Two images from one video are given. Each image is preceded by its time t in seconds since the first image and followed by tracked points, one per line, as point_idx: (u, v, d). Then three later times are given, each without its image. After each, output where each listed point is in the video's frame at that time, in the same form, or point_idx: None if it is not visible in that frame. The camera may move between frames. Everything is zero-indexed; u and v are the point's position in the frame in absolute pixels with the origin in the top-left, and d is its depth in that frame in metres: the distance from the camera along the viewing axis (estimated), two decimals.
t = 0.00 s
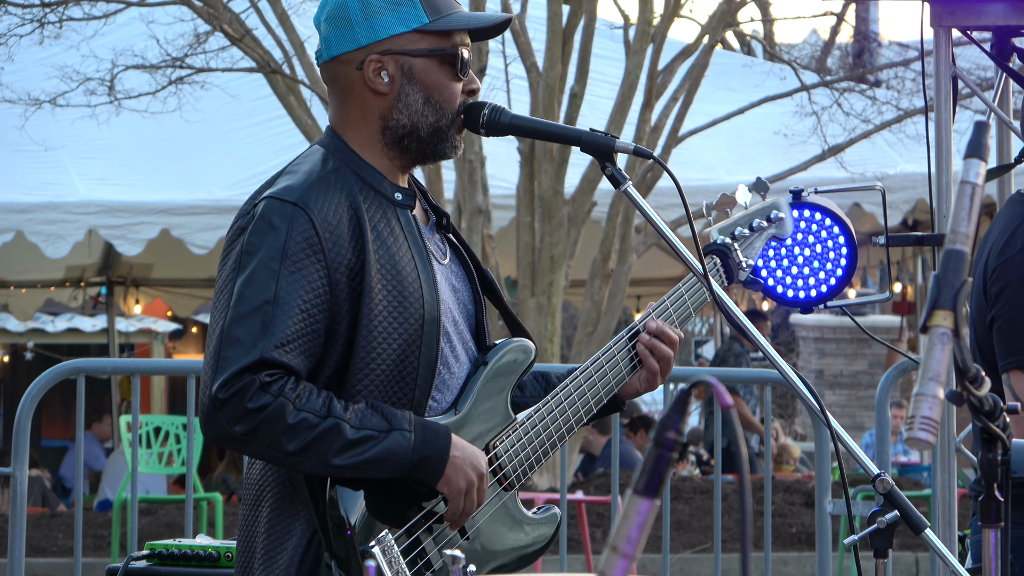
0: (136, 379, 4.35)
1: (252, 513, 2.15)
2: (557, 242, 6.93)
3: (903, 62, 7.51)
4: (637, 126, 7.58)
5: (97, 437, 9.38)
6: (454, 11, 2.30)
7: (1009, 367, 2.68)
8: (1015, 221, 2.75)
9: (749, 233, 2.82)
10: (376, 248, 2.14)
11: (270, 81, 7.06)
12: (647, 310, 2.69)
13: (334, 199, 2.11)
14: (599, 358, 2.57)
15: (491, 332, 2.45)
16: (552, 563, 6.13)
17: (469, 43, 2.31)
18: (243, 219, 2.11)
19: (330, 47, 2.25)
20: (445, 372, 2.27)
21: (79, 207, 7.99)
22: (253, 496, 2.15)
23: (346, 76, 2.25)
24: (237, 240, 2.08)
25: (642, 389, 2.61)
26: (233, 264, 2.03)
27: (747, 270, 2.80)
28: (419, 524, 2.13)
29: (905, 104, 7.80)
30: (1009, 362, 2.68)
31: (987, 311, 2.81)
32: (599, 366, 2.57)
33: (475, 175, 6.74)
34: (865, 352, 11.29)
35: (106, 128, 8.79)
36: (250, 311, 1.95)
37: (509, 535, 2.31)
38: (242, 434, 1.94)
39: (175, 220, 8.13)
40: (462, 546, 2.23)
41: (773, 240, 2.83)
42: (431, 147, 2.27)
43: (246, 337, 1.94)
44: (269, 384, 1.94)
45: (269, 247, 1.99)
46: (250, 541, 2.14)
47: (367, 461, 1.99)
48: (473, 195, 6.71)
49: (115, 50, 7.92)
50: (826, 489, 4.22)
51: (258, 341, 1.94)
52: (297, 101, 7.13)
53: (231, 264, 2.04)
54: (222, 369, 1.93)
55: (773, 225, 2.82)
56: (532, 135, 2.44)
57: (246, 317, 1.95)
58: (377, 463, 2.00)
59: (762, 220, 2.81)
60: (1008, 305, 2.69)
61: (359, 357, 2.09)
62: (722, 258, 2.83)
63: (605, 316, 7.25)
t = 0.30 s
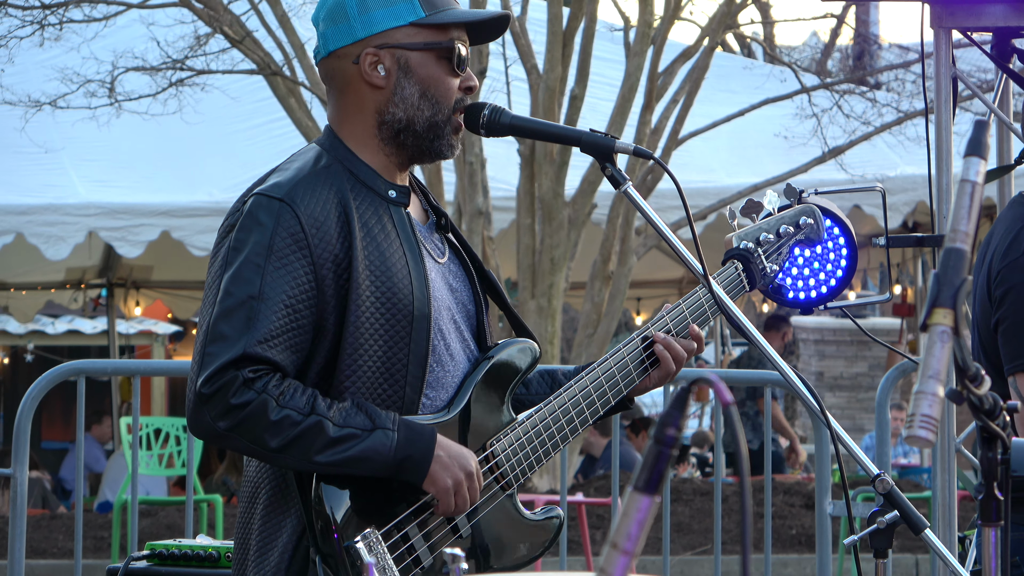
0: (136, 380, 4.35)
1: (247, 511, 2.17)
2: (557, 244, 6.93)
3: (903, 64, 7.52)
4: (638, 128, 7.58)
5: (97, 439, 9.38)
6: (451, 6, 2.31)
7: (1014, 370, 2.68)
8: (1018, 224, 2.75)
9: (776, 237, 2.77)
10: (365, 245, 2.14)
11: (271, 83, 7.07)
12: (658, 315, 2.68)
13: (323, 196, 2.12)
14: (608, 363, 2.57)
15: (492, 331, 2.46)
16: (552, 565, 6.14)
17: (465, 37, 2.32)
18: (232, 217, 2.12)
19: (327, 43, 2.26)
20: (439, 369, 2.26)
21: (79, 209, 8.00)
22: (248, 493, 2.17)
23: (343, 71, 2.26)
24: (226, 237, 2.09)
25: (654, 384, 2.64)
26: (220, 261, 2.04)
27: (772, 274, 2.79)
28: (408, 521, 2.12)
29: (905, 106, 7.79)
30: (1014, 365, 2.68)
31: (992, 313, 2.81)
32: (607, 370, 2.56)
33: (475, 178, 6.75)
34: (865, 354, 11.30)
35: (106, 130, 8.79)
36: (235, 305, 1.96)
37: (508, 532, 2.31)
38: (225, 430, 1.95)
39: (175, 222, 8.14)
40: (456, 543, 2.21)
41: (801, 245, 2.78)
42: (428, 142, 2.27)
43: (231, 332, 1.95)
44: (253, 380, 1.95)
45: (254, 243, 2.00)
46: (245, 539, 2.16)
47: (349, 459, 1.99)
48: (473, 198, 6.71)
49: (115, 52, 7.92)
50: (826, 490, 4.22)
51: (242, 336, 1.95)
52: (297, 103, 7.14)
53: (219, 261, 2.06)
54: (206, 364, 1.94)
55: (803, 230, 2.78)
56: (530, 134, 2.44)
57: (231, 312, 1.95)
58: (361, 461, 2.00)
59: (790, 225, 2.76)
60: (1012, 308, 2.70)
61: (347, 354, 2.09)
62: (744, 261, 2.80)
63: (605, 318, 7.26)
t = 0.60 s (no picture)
0: (135, 383, 4.35)
1: (244, 508, 2.16)
2: (555, 246, 6.94)
3: (901, 65, 7.53)
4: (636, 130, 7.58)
5: (96, 442, 9.38)
6: (455, 6, 2.32)
7: (1017, 372, 2.69)
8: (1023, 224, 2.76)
9: (766, 247, 2.80)
10: (366, 239, 2.15)
11: (269, 85, 7.07)
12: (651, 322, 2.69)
13: (325, 190, 2.13)
14: (604, 365, 2.58)
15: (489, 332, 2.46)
16: (551, 568, 6.13)
17: (467, 37, 2.32)
18: (234, 211, 2.12)
19: (330, 40, 2.27)
20: (439, 368, 2.27)
21: (78, 212, 7.99)
22: (245, 492, 2.16)
23: (346, 68, 2.26)
24: (228, 231, 2.09)
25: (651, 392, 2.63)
26: (224, 253, 2.04)
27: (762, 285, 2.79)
28: (409, 517, 2.13)
29: (903, 107, 7.81)
30: (1018, 367, 2.69)
31: (996, 315, 2.82)
32: (602, 373, 2.57)
33: (473, 180, 6.75)
34: (864, 355, 11.33)
35: (105, 133, 8.79)
36: (240, 295, 1.96)
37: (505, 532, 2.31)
38: (231, 420, 1.95)
39: (174, 224, 8.13)
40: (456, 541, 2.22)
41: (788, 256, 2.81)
42: (428, 140, 2.28)
43: (236, 321, 1.95)
44: (260, 371, 1.95)
45: (258, 234, 2.00)
46: (241, 537, 2.16)
47: (354, 455, 1.99)
48: (472, 199, 6.71)
49: (113, 55, 7.92)
50: (826, 490, 4.23)
51: (247, 325, 1.95)
52: (296, 105, 7.14)
53: (222, 254, 2.06)
54: (212, 353, 1.94)
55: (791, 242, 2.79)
56: (529, 134, 2.45)
57: (236, 302, 1.95)
58: (366, 457, 2.00)
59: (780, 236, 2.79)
60: (1016, 310, 2.70)
61: (349, 350, 2.09)
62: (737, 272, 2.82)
63: (604, 320, 7.26)
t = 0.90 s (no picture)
0: (135, 384, 4.35)
1: (250, 511, 2.13)
2: (555, 248, 6.94)
3: (900, 68, 7.54)
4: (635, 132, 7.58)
5: (95, 443, 9.38)
6: (447, 8, 2.33)
7: (1017, 375, 2.69)
8: None
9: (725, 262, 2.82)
10: (378, 237, 2.15)
11: (269, 87, 7.07)
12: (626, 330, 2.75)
13: (336, 188, 2.12)
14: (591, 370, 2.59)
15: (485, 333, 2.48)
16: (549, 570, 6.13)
17: (460, 39, 2.32)
18: (244, 209, 2.11)
19: (324, 44, 2.26)
20: (445, 368, 2.27)
21: (77, 212, 7.98)
22: (251, 495, 2.13)
23: (340, 72, 2.26)
24: (240, 228, 2.08)
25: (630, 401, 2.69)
26: (238, 249, 2.03)
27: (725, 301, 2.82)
28: (424, 516, 2.13)
29: (903, 110, 7.82)
30: (1018, 369, 2.69)
31: (998, 317, 2.82)
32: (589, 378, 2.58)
33: (473, 182, 6.74)
34: (863, 358, 11.34)
35: (104, 134, 8.79)
36: (261, 289, 1.95)
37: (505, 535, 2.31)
38: (256, 414, 1.93)
39: (173, 225, 8.13)
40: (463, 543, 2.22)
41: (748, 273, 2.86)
42: (425, 142, 2.28)
43: (258, 315, 1.94)
44: (286, 364, 1.94)
45: (276, 229, 2.00)
46: (247, 540, 2.12)
47: (380, 453, 1.98)
48: (472, 201, 6.71)
49: (113, 56, 7.92)
50: (824, 493, 4.23)
51: (271, 318, 1.94)
52: (295, 107, 7.13)
53: (235, 250, 2.04)
54: (236, 346, 1.93)
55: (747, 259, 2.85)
56: (529, 137, 2.47)
57: (257, 296, 1.95)
58: (391, 455, 1.99)
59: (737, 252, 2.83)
60: (1018, 312, 2.71)
61: (362, 348, 2.09)
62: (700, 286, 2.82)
63: (603, 322, 7.26)
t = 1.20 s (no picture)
0: (133, 387, 4.34)
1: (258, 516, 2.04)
2: (554, 252, 6.94)
3: (899, 73, 7.55)
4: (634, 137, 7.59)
5: (94, 447, 9.37)
6: (447, 13, 2.32)
7: (1015, 374, 2.69)
8: None
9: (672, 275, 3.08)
10: (396, 241, 2.14)
11: (268, 90, 7.08)
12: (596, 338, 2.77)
13: (356, 191, 2.11)
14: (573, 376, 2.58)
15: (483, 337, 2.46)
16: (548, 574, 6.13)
17: (462, 44, 2.31)
18: (263, 210, 2.07)
19: (325, 52, 2.25)
20: (453, 374, 2.27)
21: (76, 215, 7.98)
22: (259, 499, 2.05)
23: (342, 81, 2.25)
24: (262, 228, 2.04)
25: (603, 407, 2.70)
26: (262, 251, 1.99)
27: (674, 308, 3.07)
28: (446, 522, 2.05)
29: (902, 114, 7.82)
30: (1016, 369, 2.69)
31: (1000, 317, 2.82)
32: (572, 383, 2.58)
33: (472, 186, 6.74)
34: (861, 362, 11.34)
35: (103, 137, 8.78)
36: (291, 291, 1.91)
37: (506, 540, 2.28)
38: (290, 415, 1.89)
39: (172, 228, 8.14)
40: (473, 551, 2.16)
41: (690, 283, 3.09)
42: (429, 149, 2.29)
43: (289, 317, 1.90)
44: (318, 366, 1.91)
45: (303, 230, 1.97)
46: (258, 546, 2.04)
47: (412, 457, 1.95)
48: (470, 205, 6.71)
49: (112, 59, 7.92)
50: (823, 497, 4.23)
51: (303, 320, 1.91)
52: (294, 110, 7.13)
53: (258, 252, 2.00)
54: (268, 348, 1.89)
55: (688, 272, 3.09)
56: (529, 140, 2.49)
57: (287, 298, 1.91)
58: (422, 460, 1.96)
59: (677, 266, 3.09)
60: (1018, 313, 2.71)
61: (383, 351, 2.07)
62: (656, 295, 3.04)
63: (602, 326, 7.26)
